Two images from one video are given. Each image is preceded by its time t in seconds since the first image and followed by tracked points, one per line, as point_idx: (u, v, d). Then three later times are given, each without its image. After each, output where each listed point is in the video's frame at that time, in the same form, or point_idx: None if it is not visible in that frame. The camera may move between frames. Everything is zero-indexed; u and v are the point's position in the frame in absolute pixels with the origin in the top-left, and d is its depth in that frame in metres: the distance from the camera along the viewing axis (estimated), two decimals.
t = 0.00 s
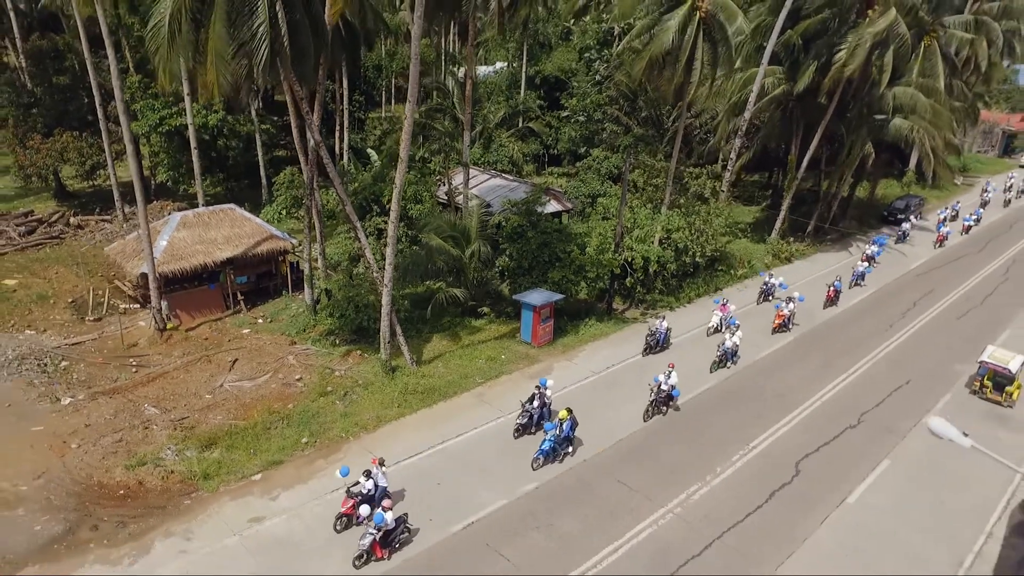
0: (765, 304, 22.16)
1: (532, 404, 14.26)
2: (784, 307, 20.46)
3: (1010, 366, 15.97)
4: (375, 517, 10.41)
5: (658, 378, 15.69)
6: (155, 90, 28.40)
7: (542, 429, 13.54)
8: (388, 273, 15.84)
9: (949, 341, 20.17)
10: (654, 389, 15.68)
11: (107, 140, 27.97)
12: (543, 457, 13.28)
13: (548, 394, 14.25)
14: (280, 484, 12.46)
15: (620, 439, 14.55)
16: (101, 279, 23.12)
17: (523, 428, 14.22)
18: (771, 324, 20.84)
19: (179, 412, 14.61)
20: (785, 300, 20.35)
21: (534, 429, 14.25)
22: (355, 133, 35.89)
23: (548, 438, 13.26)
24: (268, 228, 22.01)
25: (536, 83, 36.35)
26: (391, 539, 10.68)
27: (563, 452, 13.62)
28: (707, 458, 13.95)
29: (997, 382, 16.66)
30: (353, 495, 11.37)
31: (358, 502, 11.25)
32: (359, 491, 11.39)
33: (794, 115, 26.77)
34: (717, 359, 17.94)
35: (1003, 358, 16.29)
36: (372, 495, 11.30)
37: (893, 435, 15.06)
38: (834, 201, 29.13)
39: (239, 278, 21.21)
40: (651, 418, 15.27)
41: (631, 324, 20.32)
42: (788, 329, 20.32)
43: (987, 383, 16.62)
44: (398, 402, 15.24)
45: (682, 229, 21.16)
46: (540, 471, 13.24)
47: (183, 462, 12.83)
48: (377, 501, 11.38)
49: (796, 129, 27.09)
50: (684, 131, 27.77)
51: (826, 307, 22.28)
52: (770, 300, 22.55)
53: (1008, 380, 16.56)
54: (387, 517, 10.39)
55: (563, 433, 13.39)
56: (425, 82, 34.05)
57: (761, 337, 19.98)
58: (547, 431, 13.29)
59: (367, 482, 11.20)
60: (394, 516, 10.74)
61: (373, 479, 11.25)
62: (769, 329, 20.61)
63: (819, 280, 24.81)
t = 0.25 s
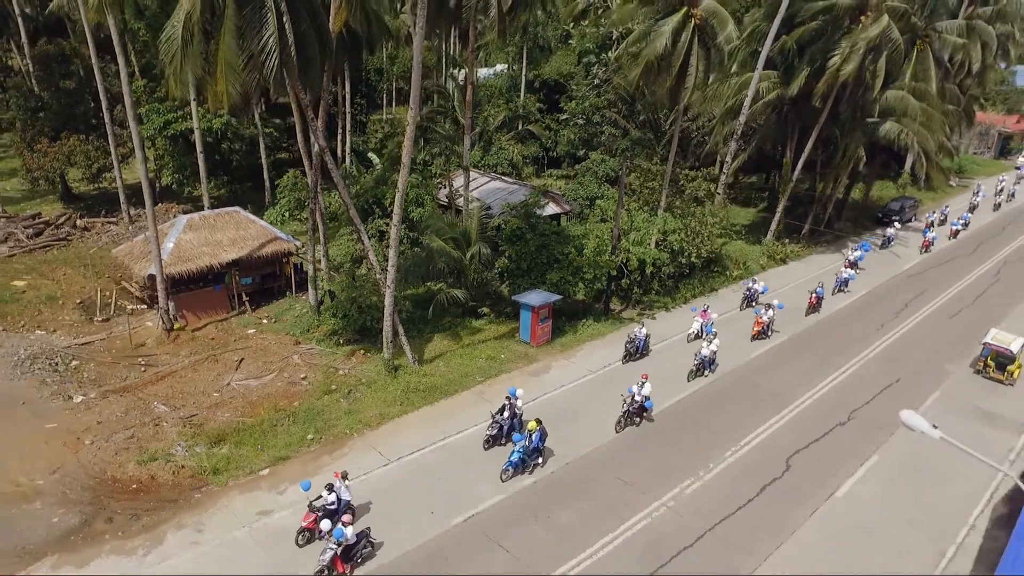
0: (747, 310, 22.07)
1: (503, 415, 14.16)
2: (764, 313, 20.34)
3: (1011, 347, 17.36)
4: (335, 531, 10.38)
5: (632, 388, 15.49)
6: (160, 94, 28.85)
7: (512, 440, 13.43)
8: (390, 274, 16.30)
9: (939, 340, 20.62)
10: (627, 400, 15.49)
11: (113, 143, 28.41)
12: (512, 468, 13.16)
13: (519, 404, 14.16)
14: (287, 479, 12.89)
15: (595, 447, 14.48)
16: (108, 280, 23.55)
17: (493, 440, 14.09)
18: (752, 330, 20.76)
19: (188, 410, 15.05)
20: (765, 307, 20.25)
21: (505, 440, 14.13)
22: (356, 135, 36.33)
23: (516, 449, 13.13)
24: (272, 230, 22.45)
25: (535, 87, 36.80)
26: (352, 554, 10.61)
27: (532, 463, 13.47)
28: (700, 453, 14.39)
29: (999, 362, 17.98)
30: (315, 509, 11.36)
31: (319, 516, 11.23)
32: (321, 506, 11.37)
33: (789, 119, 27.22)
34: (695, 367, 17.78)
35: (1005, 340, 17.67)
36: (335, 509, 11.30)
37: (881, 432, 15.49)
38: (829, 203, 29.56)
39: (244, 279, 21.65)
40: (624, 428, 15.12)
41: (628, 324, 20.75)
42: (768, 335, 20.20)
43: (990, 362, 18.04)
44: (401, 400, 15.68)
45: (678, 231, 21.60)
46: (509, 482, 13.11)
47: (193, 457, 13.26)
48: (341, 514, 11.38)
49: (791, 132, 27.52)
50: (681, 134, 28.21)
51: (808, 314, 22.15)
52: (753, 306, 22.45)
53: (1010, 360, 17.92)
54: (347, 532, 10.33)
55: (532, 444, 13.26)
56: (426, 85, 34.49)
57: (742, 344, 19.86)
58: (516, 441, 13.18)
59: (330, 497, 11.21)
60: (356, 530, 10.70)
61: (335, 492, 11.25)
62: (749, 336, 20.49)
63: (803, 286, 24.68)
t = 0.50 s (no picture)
0: (732, 315, 21.98)
1: (476, 424, 14.00)
2: (746, 319, 20.21)
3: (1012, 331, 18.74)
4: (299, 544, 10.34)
5: (609, 397, 15.36)
6: (165, 97, 29.27)
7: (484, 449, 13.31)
8: (392, 275, 16.73)
9: (930, 340, 21.03)
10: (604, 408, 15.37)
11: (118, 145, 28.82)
12: (484, 477, 13.05)
13: (492, 413, 13.99)
14: (292, 473, 13.30)
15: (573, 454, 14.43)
16: (115, 281, 23.96)
17: (466, 448, 13.96)
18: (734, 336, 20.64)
19: (196, 407, 15.47)
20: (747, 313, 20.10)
21: (477, 449, 14.00)
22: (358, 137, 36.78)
23: (488, 458, 13.06)
24: (276, 232, 22.88)
25: (535, 89, 37.25)
26: (317, 566, 10.60)
27: (505, 471, 13.40)
28: (693, 449, 14.80)
29: (1000, 347, 19.35)
30: (280, 520, 11.23)
31: (285, 528, 11.11)
32: (287, 517, 11.27)
33: (784, 122, 27.63)
34: (675, 375, 17.66)
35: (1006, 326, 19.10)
36: (301, 520, 11.22)
37: (871, 429, 15.91)
38: (824, 205, 29.96)
39: (249, 280, 22.05)
40: (599, 438, 14.97)
41: (625, 324, 21.13)
42: (750, 341, 20.08)
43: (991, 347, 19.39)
44: (402, 397, 16.09)
45: (674, 232, 22.01)
46: (481, 492, 13.00)
47: (201, 453, 13.67)
48: (306, 526, 11.28)
49: (786, 135, 27.93)
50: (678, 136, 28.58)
51: (792, 320, 22.00)
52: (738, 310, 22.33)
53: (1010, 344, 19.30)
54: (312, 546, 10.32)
55: (504, 453, 13.18)
56: (427, 88, 34.91)
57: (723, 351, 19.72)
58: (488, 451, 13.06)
59: (296, 509, 11.11)
60: (322, 543, 10.69)
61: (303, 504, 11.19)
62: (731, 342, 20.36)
63: (788, 291, 24.56)
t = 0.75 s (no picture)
0: (714, 321, 21.94)
1: (443, 434, 13.94)
2: (725, 327, 20.08)
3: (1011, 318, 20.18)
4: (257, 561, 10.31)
5: (580, 407, 15.25)
6: (170, 102, 29.79)
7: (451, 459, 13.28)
8: (394, 277, 17.23)
9: (919, 339, 21.54)
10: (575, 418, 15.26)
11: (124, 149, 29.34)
12: (450, 488, 13.00)
13: (459, 424, 13.91)
14: (298, 468, 13.81)
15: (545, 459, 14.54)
16: (122, 282, 24.47)
17: (433, 459, 13.92)
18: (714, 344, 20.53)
19: (204, 405, 15.98)
20: (726, 321, 20.03)
21: (445, 459, 13.96)
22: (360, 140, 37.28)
23: (454, 469, 13.00)
24: (280, 234, 23.39)
25: (533, 93, 37.75)
26: None
27: (472, 482, 13.34)
28: (685, 445, 15.29)
29: (999, 333, 20.85)
30: (241, 533, 11.17)
31: (245, 541, 11.05)
32: (248, 530, 11.20)
33: (779, 126, 28.11)
34: (650, 384, 17.55)
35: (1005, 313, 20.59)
36: (263, 533, 11.14)
37: (858, 426, 16.41)
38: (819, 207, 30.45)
39: (254, 281, 22.55)
40: (569, 447, 14.89)
41: (621, 324, 21.60)
42: (728, 349, 19.96)
43: (991, 333, 20.85)
44: (404, 395, 16.59)
45: (669, 234, 22.49)
46: (447, 503, 12.96)
47: (210, 448, 14.17)
48: (268, 537, 11.22)
49: (781, 138, 28.42)
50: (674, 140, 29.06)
51: (772, 327, 21.94)
52: (721, 317, 22.33)
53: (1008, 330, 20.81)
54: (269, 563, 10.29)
55: (470, 464, 13.13)
56: (428, 91, 35.40)
57: (700, 358, 19.67)
58: (453, 462, 13.03)
59: (256, 522, 11.05)
60: (280, 559, 10.66)
61: (263, 518, 11.09)
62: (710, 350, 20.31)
63: (771, 297, 24.56)
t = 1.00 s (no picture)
0: (697, 326, 21.96)
1: (414, 445, 13.96)
2: (705, 335, 20.01)
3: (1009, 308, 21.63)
4: None
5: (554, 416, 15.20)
6: (173, 106, 30.26)
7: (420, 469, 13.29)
8: (394, 279, 17.71)
9: (909, 339, 22.03)
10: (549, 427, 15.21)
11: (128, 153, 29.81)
12: (419, 498, 12.99)
13: (429, 434, 13.96)
14: (301, 464, 14.28)
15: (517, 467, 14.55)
16: (127, 284, 24.93)
17: (403, 469, 13.89)
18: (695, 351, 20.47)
19: (209, 404, 16.45)
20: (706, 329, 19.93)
21: (415, 469, 13.93)
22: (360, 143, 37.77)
23: (422, 479, 12.96)
24: (283, 237, 23.87)
25: (531, 96, 38.25)
26: None
27: (441, 493, 13.29)
28: (678, 443, 15.74)
29: (997, 323, 22.32)
30: (206, 547, 11.19)
31: (210, 554, 11.09)
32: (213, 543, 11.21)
33: (772, 130, 28.57)
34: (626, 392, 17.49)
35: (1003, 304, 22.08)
36: (228, 546, 11.16)
37: (846, 424, 16.87)
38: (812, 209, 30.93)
39: (257, 283, 23.02)
40: (540, 457, 14.84)
41: (616, 325, 22.07)
42: (708, 357, 19.88)
43: (991, 323, 22.28)
44: (404, 395, 17.06)
45: (664, 237, 22.95)
46: (415, 512, 12.96)
47: (216, 445, 14.64)
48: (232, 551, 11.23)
49: (774, 142, 28.88)
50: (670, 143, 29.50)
51: (753, 334, 21.90)
52: (704, 322, 22.29)
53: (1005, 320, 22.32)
54: None
55: (439, 475, 13.09)
56: (427, 95, 35.86)
57: (678, 366, 19.58)
58: (422, 472, 13.02)
59: (220, 535, 11.06)
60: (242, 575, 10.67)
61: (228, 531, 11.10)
62: (690, 357, 20.23)
63: (753, 303, 24.50)
